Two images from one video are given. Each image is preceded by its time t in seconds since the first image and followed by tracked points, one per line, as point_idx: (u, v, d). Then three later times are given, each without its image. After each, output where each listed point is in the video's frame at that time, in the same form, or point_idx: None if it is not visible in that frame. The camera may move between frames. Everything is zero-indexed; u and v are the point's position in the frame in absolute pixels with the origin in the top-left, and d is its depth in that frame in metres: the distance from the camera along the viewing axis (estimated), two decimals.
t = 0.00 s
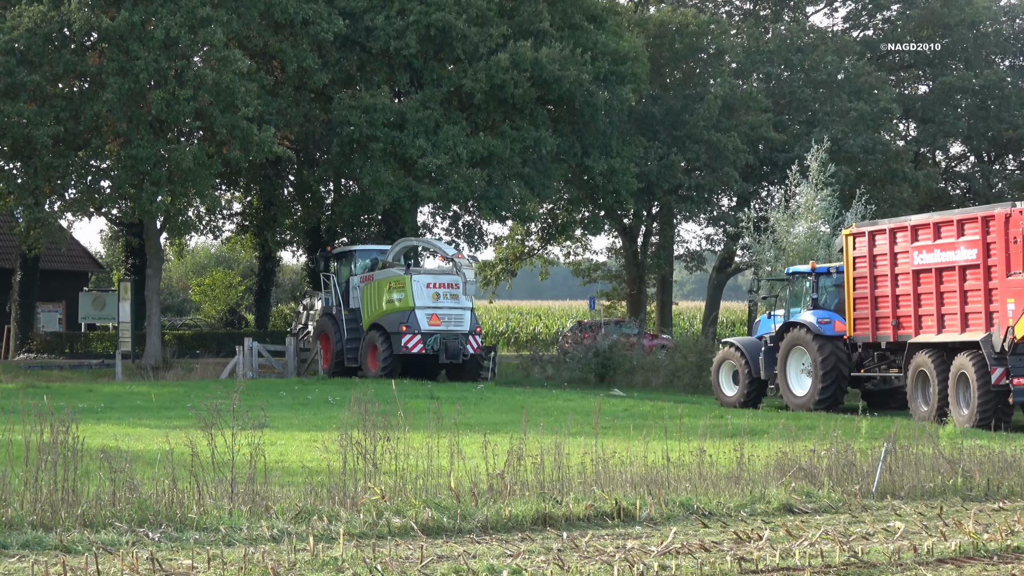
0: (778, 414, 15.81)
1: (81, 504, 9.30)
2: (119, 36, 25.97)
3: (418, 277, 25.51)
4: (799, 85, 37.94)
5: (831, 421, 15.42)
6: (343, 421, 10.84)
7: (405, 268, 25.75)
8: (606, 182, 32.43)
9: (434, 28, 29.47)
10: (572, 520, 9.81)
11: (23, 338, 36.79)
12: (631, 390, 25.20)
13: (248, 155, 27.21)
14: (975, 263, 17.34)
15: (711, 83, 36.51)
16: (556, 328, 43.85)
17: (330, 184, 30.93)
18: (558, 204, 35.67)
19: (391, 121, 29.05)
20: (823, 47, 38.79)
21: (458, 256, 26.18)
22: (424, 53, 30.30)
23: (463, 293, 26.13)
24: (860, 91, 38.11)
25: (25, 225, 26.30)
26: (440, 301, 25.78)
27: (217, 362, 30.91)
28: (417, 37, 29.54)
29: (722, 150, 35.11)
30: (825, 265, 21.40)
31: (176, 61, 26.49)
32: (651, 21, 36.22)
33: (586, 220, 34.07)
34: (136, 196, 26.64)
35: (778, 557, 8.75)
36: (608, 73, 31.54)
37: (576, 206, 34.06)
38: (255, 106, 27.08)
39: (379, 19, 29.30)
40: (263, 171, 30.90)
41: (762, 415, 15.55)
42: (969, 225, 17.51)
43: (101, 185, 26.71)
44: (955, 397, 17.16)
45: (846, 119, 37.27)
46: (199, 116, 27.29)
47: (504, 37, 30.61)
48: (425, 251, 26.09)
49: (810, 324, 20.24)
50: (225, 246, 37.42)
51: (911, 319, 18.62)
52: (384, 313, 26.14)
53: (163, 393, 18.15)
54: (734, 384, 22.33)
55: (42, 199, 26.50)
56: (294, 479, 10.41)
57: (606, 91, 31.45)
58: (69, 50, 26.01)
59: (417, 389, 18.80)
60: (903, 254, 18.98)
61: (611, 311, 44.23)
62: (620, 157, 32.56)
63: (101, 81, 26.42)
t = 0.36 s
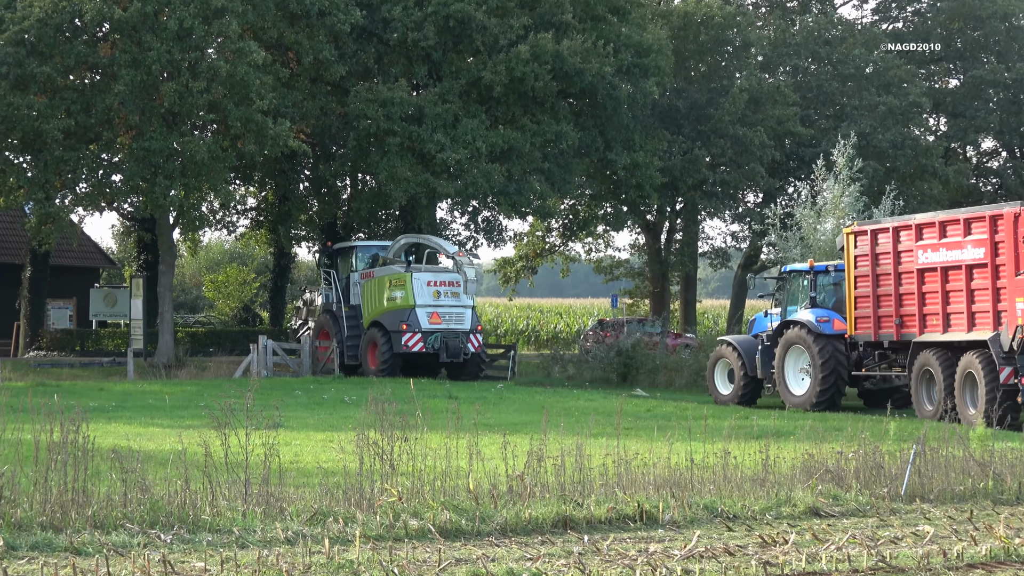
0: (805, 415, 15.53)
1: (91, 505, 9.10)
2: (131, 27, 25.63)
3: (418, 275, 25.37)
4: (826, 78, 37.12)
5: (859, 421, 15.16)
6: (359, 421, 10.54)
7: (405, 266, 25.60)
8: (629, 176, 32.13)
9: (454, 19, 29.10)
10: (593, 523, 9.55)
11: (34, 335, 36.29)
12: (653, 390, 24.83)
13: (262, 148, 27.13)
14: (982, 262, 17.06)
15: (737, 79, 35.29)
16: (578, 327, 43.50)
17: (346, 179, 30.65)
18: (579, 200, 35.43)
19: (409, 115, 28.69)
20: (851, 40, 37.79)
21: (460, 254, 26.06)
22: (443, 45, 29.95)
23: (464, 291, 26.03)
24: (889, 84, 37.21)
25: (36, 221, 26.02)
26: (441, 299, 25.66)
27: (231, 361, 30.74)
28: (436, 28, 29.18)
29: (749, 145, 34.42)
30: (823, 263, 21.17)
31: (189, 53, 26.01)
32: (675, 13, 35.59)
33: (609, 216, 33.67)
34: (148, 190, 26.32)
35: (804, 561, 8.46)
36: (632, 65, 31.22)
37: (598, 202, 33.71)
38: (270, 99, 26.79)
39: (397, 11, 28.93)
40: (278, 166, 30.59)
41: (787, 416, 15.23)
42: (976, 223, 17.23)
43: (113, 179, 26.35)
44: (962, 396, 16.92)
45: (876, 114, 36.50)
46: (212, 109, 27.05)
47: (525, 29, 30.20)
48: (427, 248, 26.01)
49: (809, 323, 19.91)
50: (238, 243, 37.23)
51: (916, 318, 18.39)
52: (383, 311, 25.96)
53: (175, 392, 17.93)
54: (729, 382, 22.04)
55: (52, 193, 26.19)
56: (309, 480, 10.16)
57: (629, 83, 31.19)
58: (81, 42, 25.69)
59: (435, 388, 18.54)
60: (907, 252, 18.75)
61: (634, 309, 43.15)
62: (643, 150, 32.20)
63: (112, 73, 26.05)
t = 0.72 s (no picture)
0: (830, 419, 15.22)
1: (99, 509, 8.90)
2: (140, 22, 25.26)
3: (418, 276, 25.43)
4: (851, 74, 36.77)
5: (885, 425, 14.84)
6: (371, 423, 10.28)
7: (406, 268, 25.71)
8: (649, 174, 31.74)
9: (470, 13, 28.82)
10: (612, 528, 9.30)
11: (40, 337, 35.41)
12: (674, 392, 24.48)
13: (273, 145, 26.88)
14: (987, 262, 16.78)
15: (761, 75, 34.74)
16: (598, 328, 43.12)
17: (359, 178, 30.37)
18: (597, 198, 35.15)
19: (424, 111, 28.39)
20: (877, 34, 37.30)
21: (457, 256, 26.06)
22: (459, 39, 29.53)
23: (464, 294, 26.04)
24: (916, 79, 37.03)
25: (42, 218, 25.71)
26: (440, 301, 25.66)
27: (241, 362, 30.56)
28: (451, 22, 28.88)
29: (772, 142, 33.95)
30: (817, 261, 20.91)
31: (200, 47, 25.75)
32: (696, 6, 35.09)
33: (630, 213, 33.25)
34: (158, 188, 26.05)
35: (829, 568, 8.17)
36: (653, 60, 31.04)
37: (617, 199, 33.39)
38: (282, 94, 26.53)
39: (411, 4, 28.59)
40: (291, 163, 30.31)
41: (811, 419, 14.95)
42: (980, 223, 16.97)
43: (121, 177, 25.97)
44: (964, 396, 16.80)
45: (902, 109, 35.96)
46: (223, 105, 26.80)
47: (542, 23, 29.83)
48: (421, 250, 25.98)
49: (803, 323, 19.47)
50: (250, 242, 36.95)
51: (916, 318, 18.06)
52: (383, 313, 26.03)
53: (185, 394, 17.71)
54: (721, 383, 21.76)
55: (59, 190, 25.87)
56: (322, 484, 9.92)
57: (648, 78, 30.96)
58: (89, 36, 25.40)
59: (451, 391, 18.30)
60: (907, 252, 18.41)
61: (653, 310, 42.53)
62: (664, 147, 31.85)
63: (121, 68, 25.74)
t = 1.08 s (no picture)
0: (851, 423, 14.94)
1: (103, 515, 8.69)
2: (146, 16, 25.01)
3: (413, 277, 25.31)
4: (874, 69, 36.13)
5: (908, 430, 14.55)
6: (383, 427, 10.02)
7: (400, 268, 25.55)
8: (666, 171, 31.17)
9: (484, 7, 28.59)
10: (629, 535, 9.04)
11: (44, 338, 35.19)
12: (692, 397, 24.11)
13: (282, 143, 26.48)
14: (987, 264, 16.46)
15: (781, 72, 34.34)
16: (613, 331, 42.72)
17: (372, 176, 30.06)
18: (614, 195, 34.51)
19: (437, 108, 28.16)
20: (900, 29, 36.22)
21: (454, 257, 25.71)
22: (473, 34, 29.37)
23: (459, 296, 25.92)
24: (940, 75, 35.93)
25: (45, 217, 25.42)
26: (435, 303, 25.54)
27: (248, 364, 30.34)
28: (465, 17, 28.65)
29: (792, 139, 33.61)
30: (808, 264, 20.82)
31: (207, 42, 25.45)
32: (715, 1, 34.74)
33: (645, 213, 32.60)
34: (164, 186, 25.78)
35: None
36: (670, 55, 30.67)
37: (634, 199, 32.85)
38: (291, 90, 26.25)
39: None
40: (300, 161, 30.04)
41: (832, 424, 14.67)
42: (980, 224, 16.66)
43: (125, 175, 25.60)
44: (964, 398, 16.48)
45: (926, 106, 35.23)
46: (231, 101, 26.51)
47: (558, 18, 29.40)
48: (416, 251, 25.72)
49: (794, 324, 19.24)
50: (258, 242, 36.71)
51: (913, 319, 17.70)
52: (377, 314, 25.95)
53: (192, 398, 17.52)
54: (711, 384, 21.49)
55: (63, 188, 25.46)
56: (332, 490, 9.66)
57: (666, 73, 30.59)
58: (93, 32, 25.08)
59: (462, 394, 18.07)
60: (904, 253, 18.07)
61: (671, 313, 42.54)
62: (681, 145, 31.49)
63: (126, 64, 25.51)
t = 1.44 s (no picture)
0: (871, 429, 14.65)
1: (107, 521, 8.48)
2: (149, 11, 24.59)
3: (401, 279, 25.32)
4: (895, 66, 34.96)
5: (930, 435, 14.27)
6: (392, 432, 9.77)
7: (390, 269, 25.58)
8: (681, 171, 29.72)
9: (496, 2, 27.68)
10: (644, 543, 8.80)
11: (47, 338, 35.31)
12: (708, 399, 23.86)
13: (289, 139, 26.15)
14: (983, 266, 16.45)
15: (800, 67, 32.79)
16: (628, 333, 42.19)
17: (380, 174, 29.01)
18: (629, 194, 32.58)
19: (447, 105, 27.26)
20: (922, 25, 35.52)
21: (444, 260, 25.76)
22: (484, 30, 28.40)
23: (450, 298, 25.81)
24: (964, 72, 35.12)
25: (48, 216, 24.82)
26: (423, 305, 25.47)
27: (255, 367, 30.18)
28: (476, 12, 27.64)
29: (812, 138, 32.08)
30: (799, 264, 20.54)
31: (213, 38, 24.97)
32: None
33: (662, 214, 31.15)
34: (168, 185, 25.06)
35: None
36: (686, 51, 29.39)
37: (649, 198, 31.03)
38: (298, 88, 25.71)
39: None
40: (307, 158, 29.71)
41: (852, 430, 14.39)
42: (975, 227, 16.66)
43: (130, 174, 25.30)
44: (960, 401, 16.51)
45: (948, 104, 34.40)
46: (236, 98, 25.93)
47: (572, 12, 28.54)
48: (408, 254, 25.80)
49: (783, 327, 19.22)
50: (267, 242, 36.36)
51: (906, 322, 17.64)
52: (369, 315, 25.95)
53: (196, 402, 17.26)
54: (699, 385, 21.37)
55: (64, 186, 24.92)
56: (340, 495, 9.40)
57: (683, 70, 29.32)
58: (95, 27, 24.56)
59: (474, 399, 17.84)
60: (896, 256, 18.00)
61: (688, 314, 41.81)
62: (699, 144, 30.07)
63: (129, 60, 25.08)
